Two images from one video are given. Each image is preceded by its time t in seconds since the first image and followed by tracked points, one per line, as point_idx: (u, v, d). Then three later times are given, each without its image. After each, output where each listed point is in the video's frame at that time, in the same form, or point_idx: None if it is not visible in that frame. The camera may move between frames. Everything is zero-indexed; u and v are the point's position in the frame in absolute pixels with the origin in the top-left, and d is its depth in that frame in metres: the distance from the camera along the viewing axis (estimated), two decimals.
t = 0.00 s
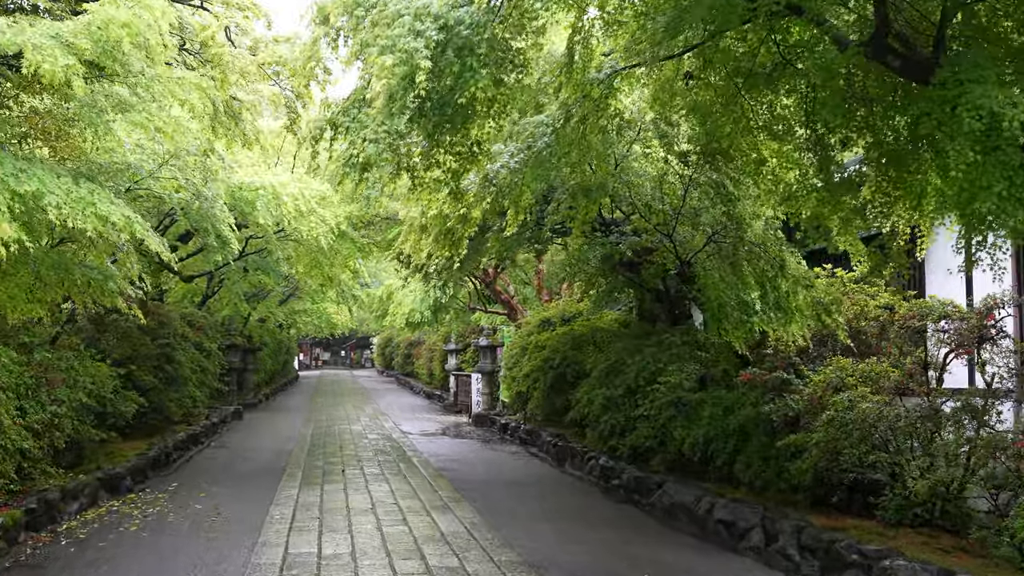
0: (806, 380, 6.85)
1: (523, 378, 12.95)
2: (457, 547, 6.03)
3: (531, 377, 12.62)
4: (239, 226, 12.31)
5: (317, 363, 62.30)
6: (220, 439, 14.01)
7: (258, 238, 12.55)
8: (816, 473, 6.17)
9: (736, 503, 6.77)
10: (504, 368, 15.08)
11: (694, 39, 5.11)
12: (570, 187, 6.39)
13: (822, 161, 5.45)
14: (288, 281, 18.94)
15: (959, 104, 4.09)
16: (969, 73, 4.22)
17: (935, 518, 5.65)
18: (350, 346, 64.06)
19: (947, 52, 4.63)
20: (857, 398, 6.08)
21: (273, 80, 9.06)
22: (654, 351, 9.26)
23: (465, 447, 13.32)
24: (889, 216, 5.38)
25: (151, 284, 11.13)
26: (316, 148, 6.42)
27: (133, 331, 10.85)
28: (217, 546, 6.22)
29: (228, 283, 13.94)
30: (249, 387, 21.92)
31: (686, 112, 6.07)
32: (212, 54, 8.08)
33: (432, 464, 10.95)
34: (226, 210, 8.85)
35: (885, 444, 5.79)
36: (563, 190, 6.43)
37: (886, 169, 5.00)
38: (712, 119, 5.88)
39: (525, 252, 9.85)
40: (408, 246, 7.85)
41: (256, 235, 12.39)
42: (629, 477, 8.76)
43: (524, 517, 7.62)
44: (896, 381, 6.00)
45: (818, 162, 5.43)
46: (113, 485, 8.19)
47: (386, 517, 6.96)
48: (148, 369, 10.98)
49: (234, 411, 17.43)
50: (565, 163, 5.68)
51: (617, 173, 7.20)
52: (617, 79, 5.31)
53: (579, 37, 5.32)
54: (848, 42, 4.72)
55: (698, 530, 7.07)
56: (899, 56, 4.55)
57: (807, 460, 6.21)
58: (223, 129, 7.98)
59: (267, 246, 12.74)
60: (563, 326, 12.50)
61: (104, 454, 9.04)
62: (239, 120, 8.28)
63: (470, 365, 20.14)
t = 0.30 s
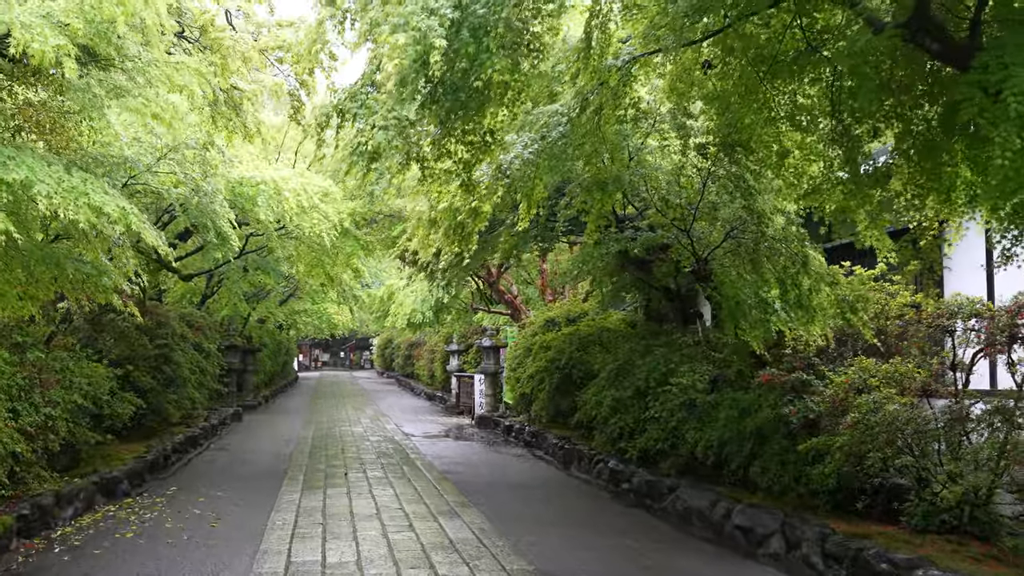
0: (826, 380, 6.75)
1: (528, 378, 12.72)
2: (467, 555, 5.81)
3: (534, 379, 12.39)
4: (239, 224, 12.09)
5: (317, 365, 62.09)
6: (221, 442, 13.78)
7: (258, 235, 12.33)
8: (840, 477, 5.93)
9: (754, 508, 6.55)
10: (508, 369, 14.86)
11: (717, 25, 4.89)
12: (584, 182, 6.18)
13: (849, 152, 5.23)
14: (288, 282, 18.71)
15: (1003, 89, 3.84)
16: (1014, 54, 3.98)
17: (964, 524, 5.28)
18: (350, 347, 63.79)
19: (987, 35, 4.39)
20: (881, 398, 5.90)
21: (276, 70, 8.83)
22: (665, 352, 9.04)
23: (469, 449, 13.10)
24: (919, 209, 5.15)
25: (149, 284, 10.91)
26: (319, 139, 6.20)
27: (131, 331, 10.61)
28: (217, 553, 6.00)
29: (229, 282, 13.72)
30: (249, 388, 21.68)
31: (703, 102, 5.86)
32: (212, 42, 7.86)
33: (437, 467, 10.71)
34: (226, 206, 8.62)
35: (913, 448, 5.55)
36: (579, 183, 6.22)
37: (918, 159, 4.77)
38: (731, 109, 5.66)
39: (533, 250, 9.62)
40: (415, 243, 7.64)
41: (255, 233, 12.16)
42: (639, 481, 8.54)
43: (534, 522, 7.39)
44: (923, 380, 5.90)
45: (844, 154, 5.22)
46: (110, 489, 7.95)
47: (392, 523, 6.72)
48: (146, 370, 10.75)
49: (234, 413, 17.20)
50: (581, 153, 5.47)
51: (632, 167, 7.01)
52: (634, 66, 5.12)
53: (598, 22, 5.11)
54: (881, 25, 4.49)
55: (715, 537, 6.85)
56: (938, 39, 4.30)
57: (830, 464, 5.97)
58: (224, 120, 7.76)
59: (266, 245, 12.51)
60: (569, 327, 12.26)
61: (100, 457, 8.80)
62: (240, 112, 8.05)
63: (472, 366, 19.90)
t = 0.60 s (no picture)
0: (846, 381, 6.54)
1: (531, 377, 12.48)
2: (475, 562, 5.58)
3: (538, 378, 12.16)
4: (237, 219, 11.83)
5: (315, 363, 61.82)
6: (219, 442, 13.53)
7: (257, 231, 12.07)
8: (861, 482, 5.69)
9: (770, 512, 6.31)
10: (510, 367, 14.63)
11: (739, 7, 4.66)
12: (597, 173, 5.94)
13: (877, 142, 5.01)
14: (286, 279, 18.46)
15: None
16: None
17: (991, 529, 5.05)
18: (348, 345, 63.52)
19: None
20: (906, 399, 5.66)
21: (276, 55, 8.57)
22: (674, 350, 8.81)
23: (471, 449, 12.86)
24: (949, 201, 4.91)
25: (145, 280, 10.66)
26: (321, 128, 5.95)
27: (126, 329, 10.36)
28: (214, 559, 5.76)
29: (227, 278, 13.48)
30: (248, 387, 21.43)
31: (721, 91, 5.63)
32: (209, 24, 7.54)
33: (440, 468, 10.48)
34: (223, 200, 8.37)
35: (940, 451, 5.31)
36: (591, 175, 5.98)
37: (952, 148, 4.53)
38: (749, 98, 5.41)
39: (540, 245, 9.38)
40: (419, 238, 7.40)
41: (254, 229, 11.91)
42: (649, 483, 8.31)
43: (543, 527, 7.15)
44: (950, 380, 5.67)
45: (871, 144, 4.99)
46: (105, 491, 7.71)
47: (396, 528, 6.48)
48: (143, 368, 10.49)
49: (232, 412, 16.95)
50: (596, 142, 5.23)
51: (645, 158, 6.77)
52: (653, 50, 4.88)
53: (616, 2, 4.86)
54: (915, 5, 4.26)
55: (729, 542, 6.61)
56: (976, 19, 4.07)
57: (852, 466, 5.74)
58: (222, 109, 7.50)
59: (264, 241, 12.26)
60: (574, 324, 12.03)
61: (95, 459, 8.55)
62: (238, 101, 7.80)
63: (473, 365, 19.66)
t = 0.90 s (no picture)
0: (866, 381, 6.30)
1: (535, 377, 12.23)
2: (484, 570, 5.35)
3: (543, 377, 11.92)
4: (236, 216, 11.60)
5: (315, 363, 61.56)
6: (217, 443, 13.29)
7: (255, 228, 11.83)
8: (886, 485, 5.45)
9: (788, 516, 6.08)
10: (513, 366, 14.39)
11: None
12: (609, 164, 5.70)
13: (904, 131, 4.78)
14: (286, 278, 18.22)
15: None
16: None
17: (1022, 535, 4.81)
18: (348, 345, 63.28)
19: None
20: (932, 399, 5.42)
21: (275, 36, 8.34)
22: (685, 348, 8.57)
23: (474, 451, 12.63)
24: (980, 192, 4.68)
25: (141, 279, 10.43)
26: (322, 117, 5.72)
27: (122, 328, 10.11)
28: (211, 567, 5.52)
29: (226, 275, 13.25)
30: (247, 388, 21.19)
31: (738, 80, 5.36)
32: (204, 7, 7.27)
33: (443, 470, 10.25)
34: (220, 194, 8.14)
35: (969, 453, 5.08)
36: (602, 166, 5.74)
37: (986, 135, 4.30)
38: (770, 85, 5.15)
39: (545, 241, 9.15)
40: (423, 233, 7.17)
41: (252, 226, 11.67)
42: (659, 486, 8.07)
43: (551, 531, 6.91)
44: (977, 382, 5.42)
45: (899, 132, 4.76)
46: (98, 495, 7.47)
47: (399, 534, 6.24)
48: (139, 369, 10.24)
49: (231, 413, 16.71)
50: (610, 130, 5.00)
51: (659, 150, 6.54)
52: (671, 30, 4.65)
53: None
54: None
55: (745, 547, 6.38)
56: None
57: (875, 470, 5.50)
58: (218, 98, 7.26)
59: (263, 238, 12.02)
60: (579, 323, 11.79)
61: (89, 462, 8.32)
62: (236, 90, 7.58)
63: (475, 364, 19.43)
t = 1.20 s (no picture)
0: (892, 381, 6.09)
1: (540, 377, 11.98)
2: None
3: (549, 377, 11.67)
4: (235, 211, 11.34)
5: (314, 364, 61.30)
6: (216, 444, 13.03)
7: (256, 224, 11.58)
8: (915, 490, 5.19)
9: (810, 522, 5.83)
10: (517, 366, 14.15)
11: None
12: (625, 153, 5.46)
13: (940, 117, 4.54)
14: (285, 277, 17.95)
15: None
16: None
17: None
18: (348, 346, 63.03)
19: None
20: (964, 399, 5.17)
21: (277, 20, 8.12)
22: (698, 347, 8.32)
23: (478, 452, 12.38)
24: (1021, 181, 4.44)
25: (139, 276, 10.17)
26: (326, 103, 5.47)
27: (118, 326, 9.84)
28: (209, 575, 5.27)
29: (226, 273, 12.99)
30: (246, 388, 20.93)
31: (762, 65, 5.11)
32: None
33: (447, 472, 9.99)
34: (219, 186, 7.89)
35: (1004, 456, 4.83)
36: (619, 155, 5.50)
37: None
38: (797, 71, 4.91)
39: (554, 236, 8.90)
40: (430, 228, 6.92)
41: (253, 221, 11.43)
42: (671, 489, 7.82)
43: (562, 537, 6.66)
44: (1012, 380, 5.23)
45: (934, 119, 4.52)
46: (93, 499, 7.22)
47: (405, 540, 5.99)
48: (135, 368, 9.97)
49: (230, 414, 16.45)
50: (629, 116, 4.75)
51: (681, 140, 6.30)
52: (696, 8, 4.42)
53: None
54: None
55: (765, 554, 6.13)
56: None
57: (903, 473, 5.25)
58: (217, 83, 7.01)
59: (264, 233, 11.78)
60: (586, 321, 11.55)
61: (83, 464, 8.05)
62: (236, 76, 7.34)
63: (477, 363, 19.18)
